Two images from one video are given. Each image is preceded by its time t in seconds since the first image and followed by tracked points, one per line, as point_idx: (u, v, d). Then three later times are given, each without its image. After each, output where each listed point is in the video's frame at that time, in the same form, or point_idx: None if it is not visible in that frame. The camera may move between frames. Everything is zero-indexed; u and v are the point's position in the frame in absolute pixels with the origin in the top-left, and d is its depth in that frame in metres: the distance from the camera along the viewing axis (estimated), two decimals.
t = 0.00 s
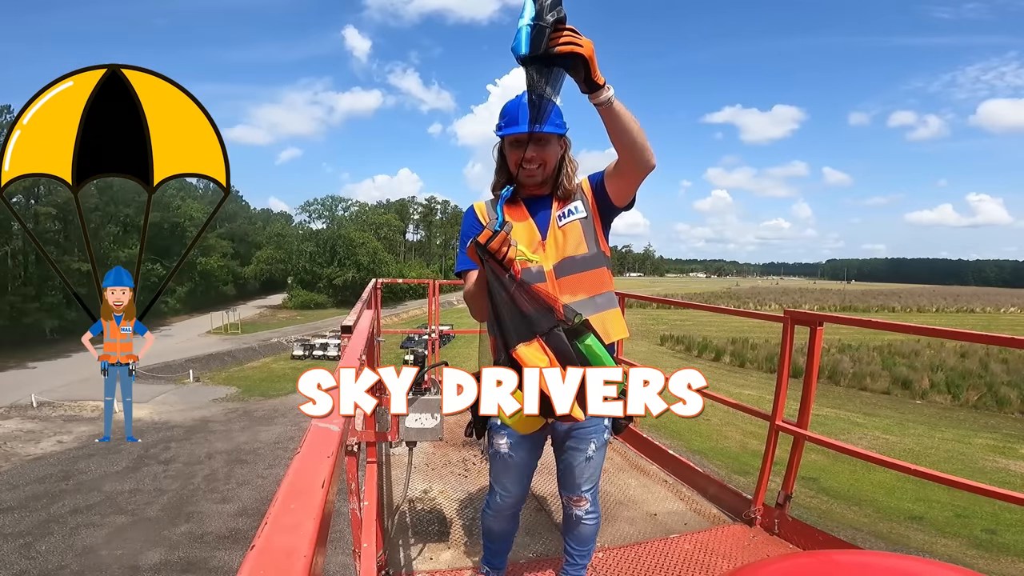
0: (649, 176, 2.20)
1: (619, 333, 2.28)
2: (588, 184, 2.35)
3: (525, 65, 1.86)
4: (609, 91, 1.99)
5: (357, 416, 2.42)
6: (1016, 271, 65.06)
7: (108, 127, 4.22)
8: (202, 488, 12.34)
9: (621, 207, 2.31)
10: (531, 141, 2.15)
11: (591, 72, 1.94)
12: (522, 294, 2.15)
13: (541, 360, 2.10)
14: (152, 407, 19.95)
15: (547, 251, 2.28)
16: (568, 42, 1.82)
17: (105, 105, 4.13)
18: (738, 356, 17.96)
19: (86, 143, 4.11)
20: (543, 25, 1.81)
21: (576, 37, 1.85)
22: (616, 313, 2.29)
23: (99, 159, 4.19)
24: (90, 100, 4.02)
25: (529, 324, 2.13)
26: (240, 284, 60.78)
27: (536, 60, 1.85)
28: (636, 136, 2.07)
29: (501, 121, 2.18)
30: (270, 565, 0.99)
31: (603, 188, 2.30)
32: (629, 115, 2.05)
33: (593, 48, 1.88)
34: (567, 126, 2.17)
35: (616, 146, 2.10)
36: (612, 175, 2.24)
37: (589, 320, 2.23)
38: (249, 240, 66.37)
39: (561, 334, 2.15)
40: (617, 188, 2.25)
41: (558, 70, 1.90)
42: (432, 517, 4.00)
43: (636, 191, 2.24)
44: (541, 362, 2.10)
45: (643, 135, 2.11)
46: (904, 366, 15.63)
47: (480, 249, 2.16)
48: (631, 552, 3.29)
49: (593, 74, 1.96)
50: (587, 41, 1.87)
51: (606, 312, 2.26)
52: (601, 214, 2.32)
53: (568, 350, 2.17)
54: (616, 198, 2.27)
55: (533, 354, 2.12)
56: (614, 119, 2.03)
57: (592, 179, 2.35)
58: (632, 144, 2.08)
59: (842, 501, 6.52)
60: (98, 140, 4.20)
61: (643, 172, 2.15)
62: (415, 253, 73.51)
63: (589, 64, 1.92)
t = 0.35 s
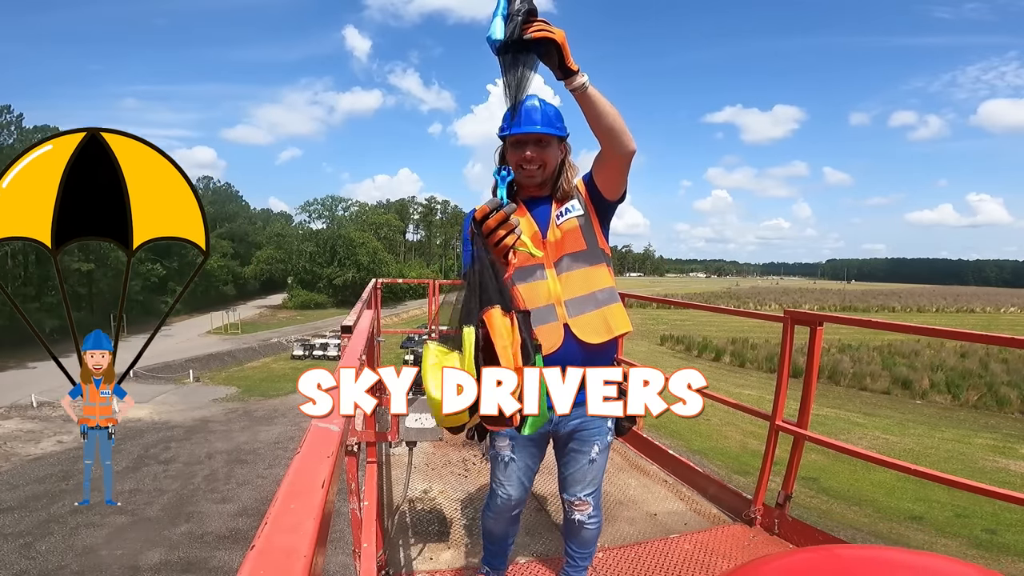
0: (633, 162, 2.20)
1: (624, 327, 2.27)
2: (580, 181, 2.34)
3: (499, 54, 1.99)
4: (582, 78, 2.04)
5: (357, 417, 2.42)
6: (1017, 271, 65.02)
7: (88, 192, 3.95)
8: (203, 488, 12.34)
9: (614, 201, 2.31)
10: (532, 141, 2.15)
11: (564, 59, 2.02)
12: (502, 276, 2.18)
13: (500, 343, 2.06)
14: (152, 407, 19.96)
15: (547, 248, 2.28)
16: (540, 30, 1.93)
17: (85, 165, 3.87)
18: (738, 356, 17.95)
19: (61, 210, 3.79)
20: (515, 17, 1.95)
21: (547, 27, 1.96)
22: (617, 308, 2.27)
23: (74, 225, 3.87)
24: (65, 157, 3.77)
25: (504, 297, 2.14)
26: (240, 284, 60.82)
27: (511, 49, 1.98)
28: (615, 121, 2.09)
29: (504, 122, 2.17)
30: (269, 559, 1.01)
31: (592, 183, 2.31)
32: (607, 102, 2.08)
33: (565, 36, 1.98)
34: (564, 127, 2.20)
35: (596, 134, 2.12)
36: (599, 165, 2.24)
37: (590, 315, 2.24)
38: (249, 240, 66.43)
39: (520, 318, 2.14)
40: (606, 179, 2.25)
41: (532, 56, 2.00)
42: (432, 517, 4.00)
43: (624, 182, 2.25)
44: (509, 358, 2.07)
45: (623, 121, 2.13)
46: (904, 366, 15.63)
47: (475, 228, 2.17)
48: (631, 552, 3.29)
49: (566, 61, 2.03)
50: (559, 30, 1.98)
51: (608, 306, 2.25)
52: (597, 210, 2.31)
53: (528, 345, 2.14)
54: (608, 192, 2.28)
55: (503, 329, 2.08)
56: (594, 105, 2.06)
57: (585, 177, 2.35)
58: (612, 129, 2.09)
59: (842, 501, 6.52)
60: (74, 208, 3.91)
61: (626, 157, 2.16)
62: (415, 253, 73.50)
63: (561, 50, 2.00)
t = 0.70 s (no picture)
0: (637, 160, 2.18)
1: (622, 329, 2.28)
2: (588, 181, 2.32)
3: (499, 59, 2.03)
4: (581, 76, 2.04)
5: (357, 417, 2.42)
6: (1017, 271, 65.03)
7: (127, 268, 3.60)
8: (202, 488, 12.33)
9: (620, 200, 2.29)
10: (542, 150, 2.14)
11: (565, 55, 2.01)
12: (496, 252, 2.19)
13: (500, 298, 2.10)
14: (152, 407, 19.96)
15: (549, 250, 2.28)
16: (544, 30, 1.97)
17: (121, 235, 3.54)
18: (738, 356, 17.96)
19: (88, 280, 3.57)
20: (515, 21, 1.99)
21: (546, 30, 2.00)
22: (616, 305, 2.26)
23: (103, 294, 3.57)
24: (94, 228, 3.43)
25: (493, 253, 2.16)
26: (240, 284, 60.80)
27: (510, 53, 2.04)
28: (616, 116, 2.08)
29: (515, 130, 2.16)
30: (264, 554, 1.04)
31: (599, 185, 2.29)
32: (607, 100, 2.08)
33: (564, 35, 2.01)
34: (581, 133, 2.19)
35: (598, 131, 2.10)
36: (603, 165, 2.22)
37: (587, 314, 2.23)
38: (249, 240, 66.47)
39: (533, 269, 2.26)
40: (611, 179, 2.23)
41: (531, 55, 2.03)
42: (432, 517, 4.00)
43: (630, 183, 2.23)
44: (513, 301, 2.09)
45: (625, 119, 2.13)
46: (904, 366, 15.64)
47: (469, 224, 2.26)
48: (631, 552, 3.28)
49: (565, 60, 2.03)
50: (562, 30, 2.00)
51: (608, 305, 2.24)
52: (603, 213, 2.32)
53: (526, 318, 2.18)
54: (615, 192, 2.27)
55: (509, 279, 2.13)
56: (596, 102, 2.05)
57: (594, 178, 2.35)
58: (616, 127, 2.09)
59: (842, 501, 6.52)
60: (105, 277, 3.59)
61: (630, 153, 2.13)
62: (415, 253, 73.50)
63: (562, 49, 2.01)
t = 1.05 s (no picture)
0: (638, 157, 2.13)
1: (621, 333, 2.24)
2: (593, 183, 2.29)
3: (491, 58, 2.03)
4: (576, 71, 2.02)
5: (357, 417, 2.42)
6: (1016, 271, 65.02)
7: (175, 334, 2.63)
8: (203, 488, 12.33)
9: (625, 200, 2.24)
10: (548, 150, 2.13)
11: (558, 51, 2.01)
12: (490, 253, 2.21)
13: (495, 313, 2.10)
14: (152, 407, 19.96)
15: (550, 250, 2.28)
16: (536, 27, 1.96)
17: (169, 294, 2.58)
18: (738, 356, 17.95)
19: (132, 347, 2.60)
20: (507, 21, 1.99)
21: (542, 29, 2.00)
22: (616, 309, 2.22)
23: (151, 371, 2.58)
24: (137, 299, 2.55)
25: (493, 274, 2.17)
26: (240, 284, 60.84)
27: (504, 52, 2.02)
28: (612, 114, 2.04)
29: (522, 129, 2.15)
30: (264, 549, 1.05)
31: (602, 186, 2.25)
32: (603, 98, 2.04)
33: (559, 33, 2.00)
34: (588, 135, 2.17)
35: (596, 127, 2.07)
36: (605, 165, 2.18)
37: (583, 316, 2.21)
38: (248, 240, 66.55)
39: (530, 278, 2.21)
40: (612, 178, 2.19)
41: (525, 54, 2.03)
42: (432, 517, 4.00)
43: (635, 182, 2.18)
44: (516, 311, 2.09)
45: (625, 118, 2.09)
46: (904, 366, 15.64)
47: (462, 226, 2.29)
48: (631, 552, 3.29)
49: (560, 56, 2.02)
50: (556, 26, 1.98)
51: (607, 308, 2.20)
52: (607, 216, 2.28)
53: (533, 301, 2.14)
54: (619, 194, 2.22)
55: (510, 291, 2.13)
56: (591, 100, 2.03)
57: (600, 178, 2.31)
58: (614, 126, 2.05)
59: (842, 501, 6.52)
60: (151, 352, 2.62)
61: (628, 150, 2.09)
62: (415, 253, 73.53)
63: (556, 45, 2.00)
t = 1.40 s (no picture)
0: (640, 156, 2.11)
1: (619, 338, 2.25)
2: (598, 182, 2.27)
3: (486, 61, 2.04)
4: (574, 71, 2.01)
5: (357, 417, 2.42)
6: (1017, 271, 64.96)
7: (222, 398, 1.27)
8: (203, 488, 12.33)
9: (629, 200, 2.24)
10: (557, 145, 2.13)
11: (554, 50, 2.00)
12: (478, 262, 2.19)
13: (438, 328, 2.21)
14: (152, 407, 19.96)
15: (552, 250, 2.27)
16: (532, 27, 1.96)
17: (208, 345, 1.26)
18: (738, 356, 17.94)
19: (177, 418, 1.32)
20: (501, 23, 2.00)
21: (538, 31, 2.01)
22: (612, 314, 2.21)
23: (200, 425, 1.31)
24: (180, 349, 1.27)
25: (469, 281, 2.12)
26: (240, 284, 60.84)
27: (500, 55, 2.03)
28: (611, 113, 2.02)
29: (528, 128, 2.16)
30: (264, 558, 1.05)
31: (605, 186, 2.25)
32: (602, 97, 2.03)
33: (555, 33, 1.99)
34: (591, 133, 2.17)
35: (595, 125, 2.05)
36: (608, 163, 2.18)
37: (582, 317, 2.21)
38: (248, 240, 66.57)
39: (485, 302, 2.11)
40: (615, 177, 2.18)
41: (520, 55, 2.04)
42: (432, 517, 4.00)
43: (638, 183, 2.18)
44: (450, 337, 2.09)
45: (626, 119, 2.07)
46: (904, 366, 15.64)
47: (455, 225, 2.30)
48: (631, 552, 3.28)
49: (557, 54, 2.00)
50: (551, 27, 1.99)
51: (606, 311, 2.20)
52: (611, 216, 2.28)
53: (487, 317, 2.13)
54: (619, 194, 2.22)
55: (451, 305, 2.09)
56: (589, 101, 2.01)
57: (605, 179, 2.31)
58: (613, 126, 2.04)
59: (842, 501, 6.52)
60: (204, 408, 1.28)
61: (629, 148, 2.07)
62: (415, 253, 73.54)
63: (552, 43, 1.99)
